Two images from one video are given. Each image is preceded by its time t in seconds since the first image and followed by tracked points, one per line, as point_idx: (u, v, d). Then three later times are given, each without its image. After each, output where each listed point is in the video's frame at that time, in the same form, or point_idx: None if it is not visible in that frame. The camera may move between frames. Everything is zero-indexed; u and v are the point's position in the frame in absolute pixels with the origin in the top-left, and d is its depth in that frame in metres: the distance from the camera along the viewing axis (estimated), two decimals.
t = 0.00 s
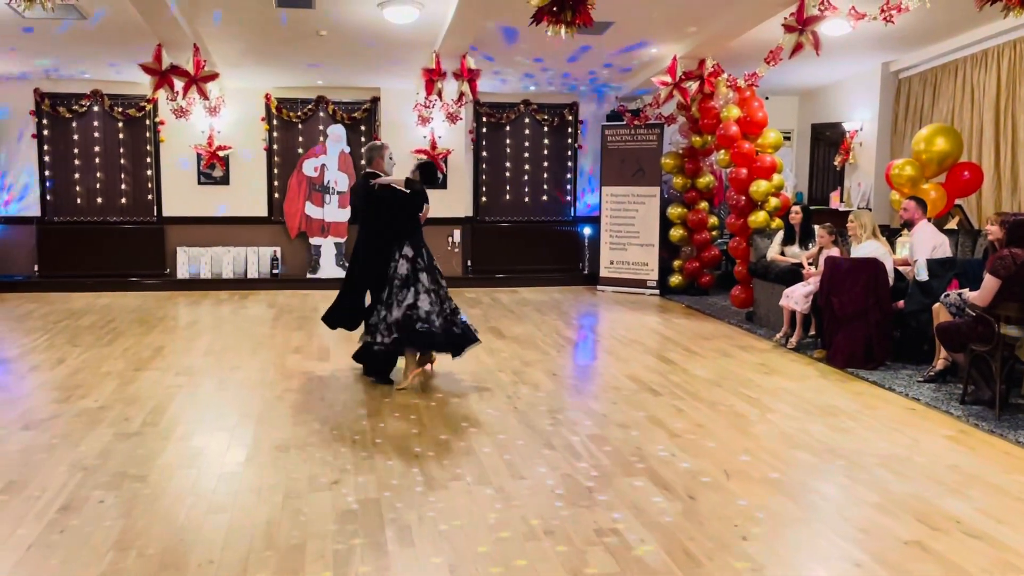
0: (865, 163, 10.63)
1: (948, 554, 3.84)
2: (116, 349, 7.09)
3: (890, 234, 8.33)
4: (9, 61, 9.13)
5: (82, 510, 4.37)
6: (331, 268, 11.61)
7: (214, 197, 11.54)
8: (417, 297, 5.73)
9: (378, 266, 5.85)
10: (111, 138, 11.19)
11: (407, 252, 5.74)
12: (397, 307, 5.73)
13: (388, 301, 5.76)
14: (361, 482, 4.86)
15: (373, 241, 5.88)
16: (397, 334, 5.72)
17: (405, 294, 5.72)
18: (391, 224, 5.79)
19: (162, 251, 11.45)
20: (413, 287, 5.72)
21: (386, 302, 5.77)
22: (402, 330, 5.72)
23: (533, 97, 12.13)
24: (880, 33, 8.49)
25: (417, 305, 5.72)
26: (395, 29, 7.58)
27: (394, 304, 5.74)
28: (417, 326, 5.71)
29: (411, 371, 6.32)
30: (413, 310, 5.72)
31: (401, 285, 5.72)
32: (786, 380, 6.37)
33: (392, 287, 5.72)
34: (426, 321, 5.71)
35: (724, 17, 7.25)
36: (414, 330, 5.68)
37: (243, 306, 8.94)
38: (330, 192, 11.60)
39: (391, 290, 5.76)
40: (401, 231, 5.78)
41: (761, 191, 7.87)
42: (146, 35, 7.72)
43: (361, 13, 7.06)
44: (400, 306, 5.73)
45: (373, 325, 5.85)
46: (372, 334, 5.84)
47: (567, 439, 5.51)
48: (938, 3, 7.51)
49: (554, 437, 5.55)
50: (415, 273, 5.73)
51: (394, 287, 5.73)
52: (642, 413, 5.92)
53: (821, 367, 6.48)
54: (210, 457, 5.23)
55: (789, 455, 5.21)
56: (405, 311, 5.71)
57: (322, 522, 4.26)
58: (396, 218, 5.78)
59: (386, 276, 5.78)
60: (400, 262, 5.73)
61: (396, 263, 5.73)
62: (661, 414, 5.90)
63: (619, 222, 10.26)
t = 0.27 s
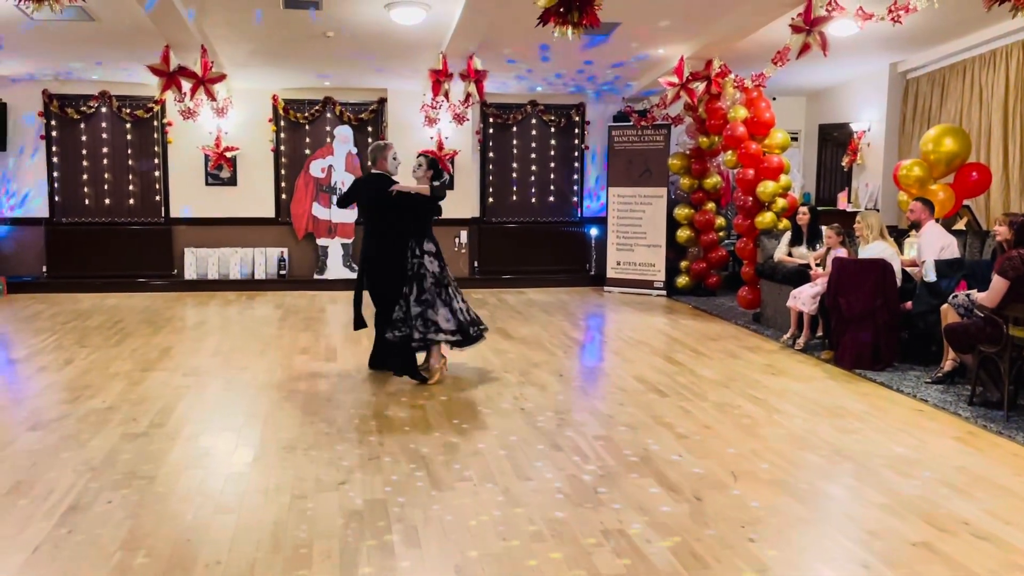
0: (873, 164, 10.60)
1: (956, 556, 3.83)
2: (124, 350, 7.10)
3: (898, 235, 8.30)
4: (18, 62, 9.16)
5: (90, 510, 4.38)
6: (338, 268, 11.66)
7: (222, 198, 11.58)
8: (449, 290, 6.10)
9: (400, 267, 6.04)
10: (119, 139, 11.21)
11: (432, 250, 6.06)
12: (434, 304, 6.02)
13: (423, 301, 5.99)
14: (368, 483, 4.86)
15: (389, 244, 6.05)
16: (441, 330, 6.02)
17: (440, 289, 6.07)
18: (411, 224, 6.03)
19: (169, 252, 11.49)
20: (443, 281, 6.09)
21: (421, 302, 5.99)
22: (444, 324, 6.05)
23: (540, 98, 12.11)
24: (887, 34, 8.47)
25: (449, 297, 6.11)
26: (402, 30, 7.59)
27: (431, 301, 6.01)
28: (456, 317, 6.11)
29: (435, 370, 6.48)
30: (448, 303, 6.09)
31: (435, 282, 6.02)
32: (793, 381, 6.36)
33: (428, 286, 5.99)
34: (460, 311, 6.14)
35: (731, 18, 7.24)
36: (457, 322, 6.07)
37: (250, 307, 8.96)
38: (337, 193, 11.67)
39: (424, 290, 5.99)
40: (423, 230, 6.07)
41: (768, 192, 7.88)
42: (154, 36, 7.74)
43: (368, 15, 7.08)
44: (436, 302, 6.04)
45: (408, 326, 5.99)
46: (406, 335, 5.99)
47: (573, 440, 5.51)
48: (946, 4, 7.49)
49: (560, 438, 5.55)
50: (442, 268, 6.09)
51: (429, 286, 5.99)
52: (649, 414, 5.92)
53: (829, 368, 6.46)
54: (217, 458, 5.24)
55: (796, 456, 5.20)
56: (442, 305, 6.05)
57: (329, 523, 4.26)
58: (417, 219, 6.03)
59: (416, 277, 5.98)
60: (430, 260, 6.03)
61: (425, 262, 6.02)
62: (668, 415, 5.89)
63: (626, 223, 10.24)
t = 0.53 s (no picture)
0: (878, 165, 10.58)
1: (961, 557, 3.82)
2: (129, 351, 7.12)
3: (902, 236, 8.29)
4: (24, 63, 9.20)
5: (96, 511, 4.39)
6: (343, 270, 11.64)
7: (227, 199, 11.60)
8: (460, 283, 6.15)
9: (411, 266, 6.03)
10: (125, 140, 11.24)
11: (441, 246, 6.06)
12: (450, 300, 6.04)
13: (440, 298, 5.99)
14: (373, 484, 4.86)
15: (399, 243, 6.06)
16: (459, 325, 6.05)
17: (453, 284, 6.10)
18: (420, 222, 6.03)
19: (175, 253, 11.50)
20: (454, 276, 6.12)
21: (438, 299, 5.98)
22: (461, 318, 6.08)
23: (545, 100, 12.12)
24: (892, 34, 8.49)
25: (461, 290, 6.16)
26: (407, 32, 7.60)
27: (447, 297, 6.01)
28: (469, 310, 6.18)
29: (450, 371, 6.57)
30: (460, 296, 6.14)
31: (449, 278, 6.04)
32: (798, 382, 6.35)
33: (444, 284, 5.97)
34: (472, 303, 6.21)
35: (736, 18, 7.24)
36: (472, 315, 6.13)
37: (255, 308, 8.97)
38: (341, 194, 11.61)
39: (441, 287, 5.98)
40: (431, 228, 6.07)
41: (773, 193, 7.86)
42: (159, 38, 7.77)
43: (373, 16, 7.09)
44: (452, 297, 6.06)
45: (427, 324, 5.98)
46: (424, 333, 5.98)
47: (578, 442, 5.51)
48: (952, 4, 7.47)
49: (565, 439, 5.55)
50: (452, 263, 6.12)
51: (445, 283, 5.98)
52: (654, 416, 5.91)
53: (834, 369, 6.45)
54: (223, 459, 5.25)
55: (802, 458, 5.19)
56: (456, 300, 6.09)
57: (334, 524, 4.27)
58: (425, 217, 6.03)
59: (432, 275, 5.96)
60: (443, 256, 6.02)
61: (439, 260, 5.99)
62: (673, 417, 5.88)
63: (631, 224, 10.25)
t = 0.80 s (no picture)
0: (884, 166, 10.57)
1: (967, 559, 3.81)
2: (135, 352, 7.13)
3: (908, 238, 8.28)
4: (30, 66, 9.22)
5: (103, 512, 4.40)
6: (348, 271, 11.72)
7: (233, 201, 11.65)
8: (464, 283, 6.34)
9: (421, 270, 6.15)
10: (131, 142, 11.27)
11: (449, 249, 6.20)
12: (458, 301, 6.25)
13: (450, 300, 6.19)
14: (378, 485, 4.87)
15: (409, 247, 6.12)
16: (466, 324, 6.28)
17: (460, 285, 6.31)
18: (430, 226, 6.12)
19: (181, 254, 11.54)
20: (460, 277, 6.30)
21: (447, 302, 6.17)
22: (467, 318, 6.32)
23: (549, 101, 12.11)
24: (897, 36, 8.50)
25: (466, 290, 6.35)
26: (412, 34, 7.62)
27: (456, 299, 6.22)
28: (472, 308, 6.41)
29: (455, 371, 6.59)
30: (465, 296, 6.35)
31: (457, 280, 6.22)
32: (804, 384, 6.34)
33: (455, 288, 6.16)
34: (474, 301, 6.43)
35: (741, 20, 7.24)
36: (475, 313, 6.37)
37: (260, 310, 8.99)
38: (347, 196, 11.72)
39: (450, 290, 6.16)
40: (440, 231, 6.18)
41: (778, 195, 7.80)
42: (165, 40, 7.79)
43: (378, 18, 7.11)
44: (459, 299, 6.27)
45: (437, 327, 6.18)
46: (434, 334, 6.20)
47: (583, 443, 5.51)
48: (958, 5, 7.46)
49: (570, 440, 5.55)
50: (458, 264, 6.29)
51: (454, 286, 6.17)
52: (659, 417, 5.91)
53: (839, 371, 6.44)
54: (229, 460, 5.26)
55: (807, 459, 5.19)
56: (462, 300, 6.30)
57: (340, 525, 4.27)
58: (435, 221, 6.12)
59: (442, 280, 6.12)
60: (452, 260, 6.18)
61: (449, 264, 6.14)
62: (678, 418, 5.88)
63: (636, 225, 10.23)
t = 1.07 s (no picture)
0: (887, 167, 10.56)
1: (971, 561, 3.80)
2: (138, 354, 7.14)
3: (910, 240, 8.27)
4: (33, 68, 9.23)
5: (108, 513, 4.40)
6: (351, 272, 11.67)
7: (236, 202, 11.64)
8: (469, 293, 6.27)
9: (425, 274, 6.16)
10: (134, 144, 11.29)
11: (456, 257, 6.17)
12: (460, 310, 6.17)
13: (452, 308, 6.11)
14: (381, 487, 4.87)
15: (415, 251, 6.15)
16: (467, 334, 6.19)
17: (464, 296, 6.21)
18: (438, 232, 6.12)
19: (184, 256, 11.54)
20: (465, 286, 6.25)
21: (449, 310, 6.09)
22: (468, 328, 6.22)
23: (551, 102, 12.17)
24: (900, 37, 8.52)
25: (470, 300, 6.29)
26: (414, 35, 7.62)
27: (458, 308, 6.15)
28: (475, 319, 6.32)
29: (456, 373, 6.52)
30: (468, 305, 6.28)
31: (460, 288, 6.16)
32: (808, 385, 6.33)
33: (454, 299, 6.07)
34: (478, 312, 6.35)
35: (744, 20, 7.23)
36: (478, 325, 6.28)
37: (263, 311, 8.99)
38: (349, 197, 11.65)
39: (452, 298, 6.09)
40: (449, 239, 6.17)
41: (780, 196, 7.83)
42: (167, 41, 7.79)
43: (381, 20, 7.11)
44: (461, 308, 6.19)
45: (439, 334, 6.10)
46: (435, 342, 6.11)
47: (586, 444, 5.50)
48: (962, 6, 7.44)
49: (572, 442, 5.54)
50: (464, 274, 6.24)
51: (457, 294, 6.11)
52: (663, 418, 5.90)
53: (842, 373, 6.44)
54: (233, 461, 5.26)
55: (811, 460, 5.18)
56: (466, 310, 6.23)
57: (343, 527, 4.27)
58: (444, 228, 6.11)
59: (445, 287, 6.06)
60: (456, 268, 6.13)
61: (452, 274, 6.07)
62: (680, 419, 5.87)
63: (639, 226, 10.23)
